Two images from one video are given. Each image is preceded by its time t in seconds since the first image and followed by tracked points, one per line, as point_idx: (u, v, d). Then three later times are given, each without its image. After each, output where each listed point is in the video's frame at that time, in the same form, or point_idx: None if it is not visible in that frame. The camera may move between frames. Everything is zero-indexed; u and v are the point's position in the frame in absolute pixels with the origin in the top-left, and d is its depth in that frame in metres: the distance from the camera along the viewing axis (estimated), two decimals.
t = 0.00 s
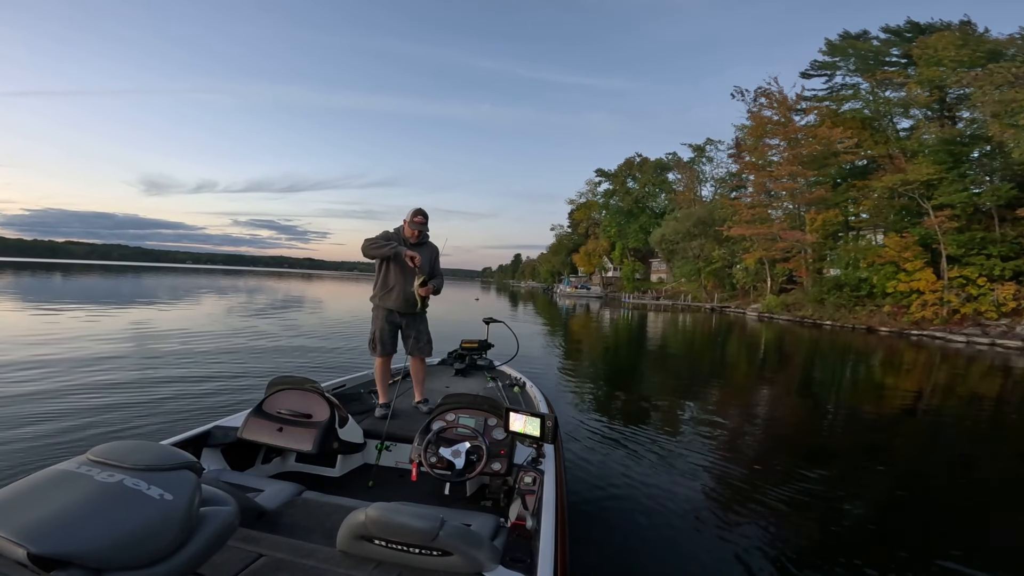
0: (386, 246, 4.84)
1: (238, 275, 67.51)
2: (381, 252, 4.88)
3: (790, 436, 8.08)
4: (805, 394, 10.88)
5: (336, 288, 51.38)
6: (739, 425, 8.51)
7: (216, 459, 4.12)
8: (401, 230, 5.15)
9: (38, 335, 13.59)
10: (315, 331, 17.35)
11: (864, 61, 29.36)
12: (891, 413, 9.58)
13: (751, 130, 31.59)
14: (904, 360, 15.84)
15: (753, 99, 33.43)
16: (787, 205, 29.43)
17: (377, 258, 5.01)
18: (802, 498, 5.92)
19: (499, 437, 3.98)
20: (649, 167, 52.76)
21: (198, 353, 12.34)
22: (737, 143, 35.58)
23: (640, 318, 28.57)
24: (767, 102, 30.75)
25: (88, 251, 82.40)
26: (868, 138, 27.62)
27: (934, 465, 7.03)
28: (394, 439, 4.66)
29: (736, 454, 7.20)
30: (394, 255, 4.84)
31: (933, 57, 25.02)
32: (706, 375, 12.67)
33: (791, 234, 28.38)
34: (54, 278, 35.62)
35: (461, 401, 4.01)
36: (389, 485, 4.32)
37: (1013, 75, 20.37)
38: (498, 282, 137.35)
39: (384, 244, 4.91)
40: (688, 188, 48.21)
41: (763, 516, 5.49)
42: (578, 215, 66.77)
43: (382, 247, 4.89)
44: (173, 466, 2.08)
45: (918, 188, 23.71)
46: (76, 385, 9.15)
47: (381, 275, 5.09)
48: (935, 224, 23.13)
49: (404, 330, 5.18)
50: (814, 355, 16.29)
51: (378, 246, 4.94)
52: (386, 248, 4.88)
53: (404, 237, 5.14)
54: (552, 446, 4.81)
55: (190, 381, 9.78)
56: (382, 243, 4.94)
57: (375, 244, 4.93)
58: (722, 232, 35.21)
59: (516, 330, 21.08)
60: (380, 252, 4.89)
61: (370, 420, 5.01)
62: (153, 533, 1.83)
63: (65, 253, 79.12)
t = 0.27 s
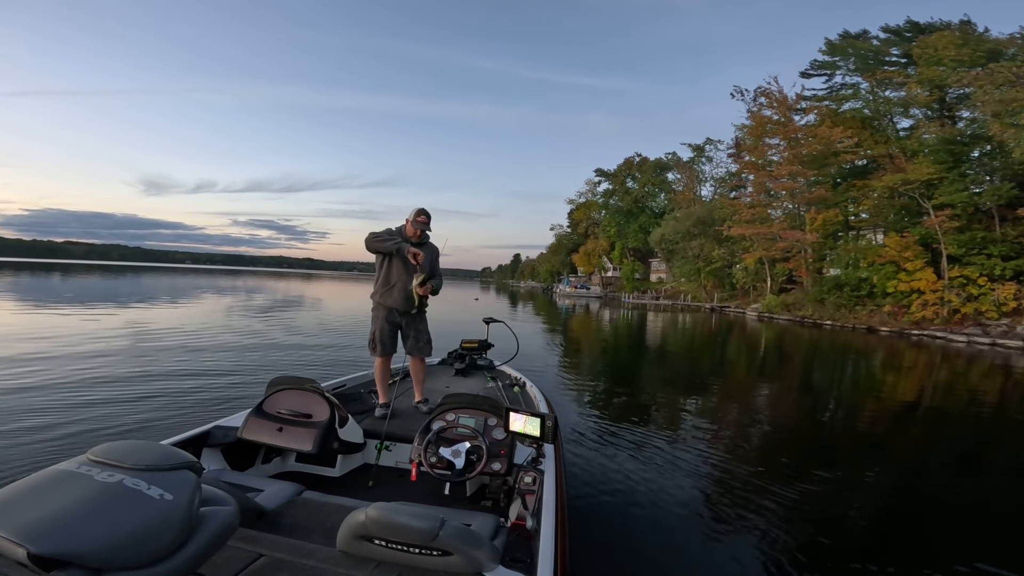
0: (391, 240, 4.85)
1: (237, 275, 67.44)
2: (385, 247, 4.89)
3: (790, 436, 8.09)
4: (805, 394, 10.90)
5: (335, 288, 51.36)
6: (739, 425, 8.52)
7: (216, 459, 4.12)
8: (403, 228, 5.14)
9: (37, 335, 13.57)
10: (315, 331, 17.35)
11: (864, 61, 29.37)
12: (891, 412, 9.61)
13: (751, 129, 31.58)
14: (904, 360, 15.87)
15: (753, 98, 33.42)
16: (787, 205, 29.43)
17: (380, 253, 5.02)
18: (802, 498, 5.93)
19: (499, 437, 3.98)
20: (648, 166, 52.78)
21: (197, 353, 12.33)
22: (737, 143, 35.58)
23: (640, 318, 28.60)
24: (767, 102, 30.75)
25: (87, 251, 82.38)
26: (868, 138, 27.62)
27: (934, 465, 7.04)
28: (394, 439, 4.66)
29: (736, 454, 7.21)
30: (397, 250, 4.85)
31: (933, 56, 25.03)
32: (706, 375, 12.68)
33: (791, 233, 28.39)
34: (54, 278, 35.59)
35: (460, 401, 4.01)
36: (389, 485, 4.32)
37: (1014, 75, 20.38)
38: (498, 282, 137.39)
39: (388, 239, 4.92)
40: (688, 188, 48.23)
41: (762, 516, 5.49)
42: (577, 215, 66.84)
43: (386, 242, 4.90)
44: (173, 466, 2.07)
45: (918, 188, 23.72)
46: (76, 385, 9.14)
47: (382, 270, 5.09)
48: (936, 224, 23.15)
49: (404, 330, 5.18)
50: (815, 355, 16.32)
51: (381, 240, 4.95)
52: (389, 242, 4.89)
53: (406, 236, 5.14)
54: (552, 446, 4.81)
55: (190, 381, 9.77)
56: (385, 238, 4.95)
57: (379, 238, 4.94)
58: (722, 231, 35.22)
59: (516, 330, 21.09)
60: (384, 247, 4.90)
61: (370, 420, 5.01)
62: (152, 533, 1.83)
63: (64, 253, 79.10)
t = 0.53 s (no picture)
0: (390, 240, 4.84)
1: (236, 275, 67.43)
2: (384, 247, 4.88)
3: (790, 436, 8.09)
4: (805, 394, 10.92)
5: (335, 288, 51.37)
6: (739, 425, 8.53)
7: (216, 459, 4.12)
8: (404, 228, 5.14)
9: (37, 335, 13.56)
10: (314, 331, 17.35)
11: (864, 61, 29.39)
12: (891, 413, 9.62)
13: (751, 129, 31.58)
14: (904, 360, 15.89)
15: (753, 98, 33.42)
16: (787, 205, 29.44)
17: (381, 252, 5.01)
18: (801, 498, 5.94)
19: (499, 437, 3.97)
20: (648, 166, 52.80)
21: (197, 353, 12.33)
22: (737, 143, 35.58)
23: (639, 318, 28.61)
24: (767, 102, 30.75)
25: (86, 251, 82.34)
26: (868, 138, 27.63)
27: (934, 465, 7.05)
28: (394, 439, 4.65)
29: (736, 454, 7.22)
30: (399, 250, 4.84)
31: (933, 56, 25.04)
32: (705, 375, 12.69)
33: (791, 233, 28.41)
34: (53, 279, 35.58)
35: (460, 401, 4.00)
36: (389, 485, 4.32)
37: (1014, 74, 20.38)
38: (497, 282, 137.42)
39: (389, 239, 4.91)
40: (688, 188, 48.25)
41: (763, 517, 5.47)
42: (577, 215, 66.88)
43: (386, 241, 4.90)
44: (173, 466, 2.07)
45: (919, 187, 23.73)
46: (75, 385, 9.14)
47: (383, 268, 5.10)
48: (936, 224, 23.16)
49: (403, 330, 5.18)
50: (815, 355, 16.34)
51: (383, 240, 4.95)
52: (391, 242, 4.88)
53: (407, 235, 5.14)
54: (552, 446, 4.80)
55: (190, 381, 9.76)
56: (387, 238, 4.94)
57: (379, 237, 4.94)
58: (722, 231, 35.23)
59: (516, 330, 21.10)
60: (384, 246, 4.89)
61: (370, 420, 5.01)
62: (152, 533, 1.83)
63: (64, 253, 79.08)
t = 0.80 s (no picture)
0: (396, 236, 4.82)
1: (235, 275, 67.38)
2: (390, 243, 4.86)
3: (790, 436, 8.10)
4: (804, 394, 10.93)
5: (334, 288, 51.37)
6: (738, 425, 8.54)
7: (216, 459, 4.11)
8: (406, 227, 5.13)
9: (37, 335, 13.56)
10: (314, 331, 17.34)
11: (864, 61, 29.40)
12: (891, 413, 9.63)
13: (751, 129, 31.58)
14: (904, 360, 15.92)
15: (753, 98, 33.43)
16: (787, 205, 29.45)
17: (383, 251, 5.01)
18: (800, 498, 5.95)
19: (499, 437, 3.98)
20: (647, 166, 52.82)
21: (196, 353, 12.33)
22: (737, 143, 35.58)
23: (639, 318, 28.60)
24: (767, 101, 30.75)
25: (85, 251, 82.26)
26: (868, 137, 27.63)
27: (935, 465, 7.06)
28: (394, 439, 4.65)
29: (736, 454, 7.22)
30: (401, 250, 4.84)
31: (933, 55, 25.05)
32: (705, 375, 12.70)
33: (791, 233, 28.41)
34: (53, 279, 35.56)
35: (460, 401, 4.00)
36: (389, 485, 4.32)
37: (1015, 74, 20.39)
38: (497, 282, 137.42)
39: (392, 238, 4.90)
40: (688, 188, 48.26)
41: (764, 517, 5.48)
42: (577, 215, 66.88)
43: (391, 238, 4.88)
44: (173, 466, 2.07)
45: (919, 187, 23.74)
46: (74, 385, 9.13)
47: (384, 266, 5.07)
48: (937, 223, 23.17)
49: (403, 329, 5.19)
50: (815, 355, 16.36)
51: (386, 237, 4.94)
52: (393, 242, 4.87)
53: (408, 235, 5.13)
54: (552, 446, 4.80)
55: (189, 381, 9.75)
56: (389, 237, 4.93)
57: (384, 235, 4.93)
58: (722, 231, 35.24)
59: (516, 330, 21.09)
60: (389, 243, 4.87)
61: (370, 420, 5.00)
62: (152, 533, 1.82)
63: (63, 252, 79.04)
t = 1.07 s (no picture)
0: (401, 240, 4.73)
1: (234, 275, 67.24)
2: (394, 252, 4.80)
3: (791, 436, 8.09)
4: (805, 394, 10.93)
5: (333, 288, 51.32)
6: (738, 426, 8.54)
7: (216, 459, 4.11)
8: (406, 228, 5.12)
9: (35, 336, 13.53)
10: (313, 331, 17.33)
11: (864, 60, 29.42)
12: (892, 413, 9.62)
13: (751, 129, 31.56)
14: (904, 360, 15.93)
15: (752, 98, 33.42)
16: (787, 205, 29.45)
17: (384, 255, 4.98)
18: (801, 498, 5.94)
19: (499, 437, 3.97)
20: (647, 166, 52.81)
21: (196, 353, 12.31)
22: (737, 143, 35.59)
23: (639, 318, 28.57)
24: (767, 101, 30.74)
25: (83, 251, 82.09)
26: (868, 137, 27.63)
27: (934, 465, 7.04)
28: (394, 439, 4.65)
29: (737, 455, 7.21)
30: (403, 256, 4.80)
31: (934, 55, 25.05)
32: (705, 375, 12.70)
33: (791, 233, 28.41)
34: (51, 279, 35.42)
35: (459, 401, 4.00)
36: (389, 485, 4.31)
37: (1016, 74, 20.39)
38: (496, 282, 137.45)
39: (395, 245, 4.87)
40: (687, 188, 48.28)
41: (764, 517, 5.49)
42: (577, 215, 66.83)
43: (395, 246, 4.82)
44: (173, 466, 2.07)
45: (920, 187, 23.74)
46: (73, 386, 9.12)
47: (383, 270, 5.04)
48: (937, 223, 23.18)
49: (403, 330, 5.18)
50: (815, 355, 16.37)
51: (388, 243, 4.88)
52: (396, 248, 4.83)
53: (408, 236, 5.12)
54: (552, 446, 4.80)
55: (188, 381, 9.74)
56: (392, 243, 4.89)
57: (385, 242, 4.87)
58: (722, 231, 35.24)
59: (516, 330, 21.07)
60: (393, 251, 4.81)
61: (370, 420, 5.00)
62: (151, 533, 1.82)
63: (61, 252, 78.93)
